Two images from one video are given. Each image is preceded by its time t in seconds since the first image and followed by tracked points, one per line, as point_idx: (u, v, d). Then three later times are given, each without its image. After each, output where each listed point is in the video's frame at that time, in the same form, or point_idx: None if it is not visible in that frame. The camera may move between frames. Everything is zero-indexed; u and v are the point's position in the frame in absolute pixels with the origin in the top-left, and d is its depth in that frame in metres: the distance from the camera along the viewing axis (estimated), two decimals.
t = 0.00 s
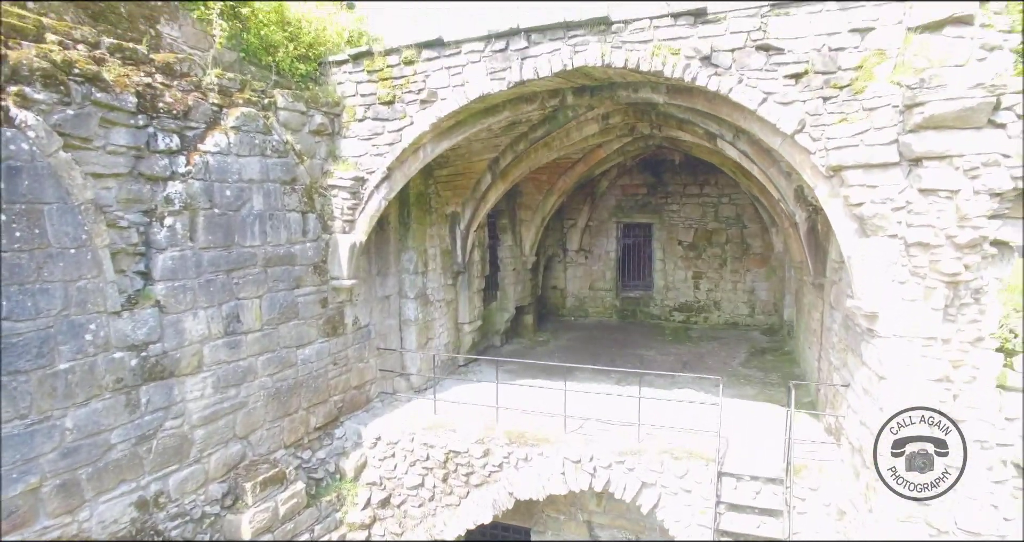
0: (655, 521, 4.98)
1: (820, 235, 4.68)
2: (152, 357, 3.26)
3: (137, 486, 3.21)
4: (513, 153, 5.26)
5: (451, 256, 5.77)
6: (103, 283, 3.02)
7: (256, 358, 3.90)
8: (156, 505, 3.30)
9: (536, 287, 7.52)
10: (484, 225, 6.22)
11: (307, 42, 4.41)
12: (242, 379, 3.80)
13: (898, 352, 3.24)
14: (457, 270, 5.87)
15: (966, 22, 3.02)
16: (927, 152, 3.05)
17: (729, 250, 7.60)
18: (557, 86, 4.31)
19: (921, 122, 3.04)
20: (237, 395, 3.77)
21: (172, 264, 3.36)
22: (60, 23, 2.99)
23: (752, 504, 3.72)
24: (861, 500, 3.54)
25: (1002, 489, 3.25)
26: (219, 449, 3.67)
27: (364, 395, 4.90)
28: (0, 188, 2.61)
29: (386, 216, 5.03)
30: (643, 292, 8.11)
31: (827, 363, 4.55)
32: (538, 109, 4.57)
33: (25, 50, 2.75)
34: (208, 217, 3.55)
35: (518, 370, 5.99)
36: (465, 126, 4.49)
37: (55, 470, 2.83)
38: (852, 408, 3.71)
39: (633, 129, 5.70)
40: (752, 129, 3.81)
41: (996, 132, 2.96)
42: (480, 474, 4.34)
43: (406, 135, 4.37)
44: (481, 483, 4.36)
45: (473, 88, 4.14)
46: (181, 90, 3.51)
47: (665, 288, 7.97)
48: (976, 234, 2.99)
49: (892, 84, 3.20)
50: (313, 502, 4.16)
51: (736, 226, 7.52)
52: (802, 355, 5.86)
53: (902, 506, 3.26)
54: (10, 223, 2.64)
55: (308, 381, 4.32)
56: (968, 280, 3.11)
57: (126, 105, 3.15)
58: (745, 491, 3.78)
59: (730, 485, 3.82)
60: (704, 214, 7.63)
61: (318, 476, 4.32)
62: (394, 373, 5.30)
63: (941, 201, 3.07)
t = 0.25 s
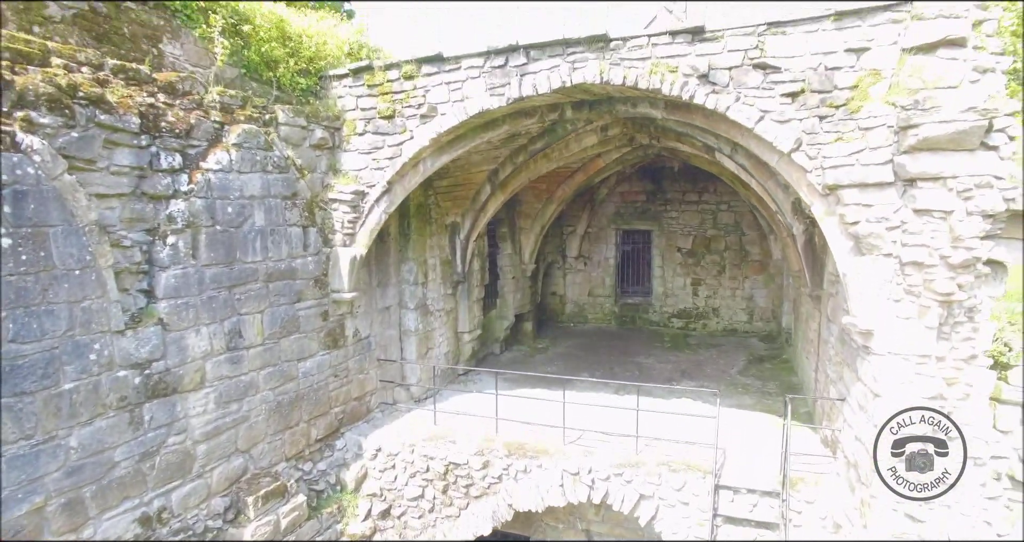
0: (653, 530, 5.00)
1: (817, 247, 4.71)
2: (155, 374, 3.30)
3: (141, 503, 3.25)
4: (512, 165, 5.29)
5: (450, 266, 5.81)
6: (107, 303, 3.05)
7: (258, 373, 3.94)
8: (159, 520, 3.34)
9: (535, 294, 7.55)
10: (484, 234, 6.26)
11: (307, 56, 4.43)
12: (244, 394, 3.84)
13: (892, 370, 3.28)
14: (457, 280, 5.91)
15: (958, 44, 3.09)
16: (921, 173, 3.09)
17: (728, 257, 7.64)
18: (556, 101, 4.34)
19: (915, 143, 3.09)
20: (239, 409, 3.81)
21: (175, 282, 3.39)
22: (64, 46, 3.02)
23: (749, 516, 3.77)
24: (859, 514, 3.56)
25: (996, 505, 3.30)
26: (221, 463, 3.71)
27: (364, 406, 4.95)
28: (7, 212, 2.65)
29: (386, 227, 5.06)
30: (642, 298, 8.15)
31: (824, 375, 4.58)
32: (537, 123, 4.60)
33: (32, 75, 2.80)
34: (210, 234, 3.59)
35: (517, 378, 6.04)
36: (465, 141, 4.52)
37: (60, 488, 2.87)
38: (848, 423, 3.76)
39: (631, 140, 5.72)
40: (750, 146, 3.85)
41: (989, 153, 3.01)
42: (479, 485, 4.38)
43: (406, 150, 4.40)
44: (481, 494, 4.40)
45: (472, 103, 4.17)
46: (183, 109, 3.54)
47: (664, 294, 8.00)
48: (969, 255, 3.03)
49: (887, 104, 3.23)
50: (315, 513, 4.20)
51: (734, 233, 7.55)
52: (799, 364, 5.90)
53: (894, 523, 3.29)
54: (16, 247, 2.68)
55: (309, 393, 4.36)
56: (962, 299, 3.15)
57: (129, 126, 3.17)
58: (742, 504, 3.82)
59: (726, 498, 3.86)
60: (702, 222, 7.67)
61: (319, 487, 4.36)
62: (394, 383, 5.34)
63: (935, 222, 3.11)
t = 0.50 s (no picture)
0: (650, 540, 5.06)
1: (815, 258, 4.73)
2: (158, 392, 3.34)
3: (144, 519, 3.29)
4: (511, 177, 5.32)
5: (450, 276, 5.86)
6: (110, 323, 3.09)
7: (260, 387, 3.98)
8: (162, 536, 3.38)
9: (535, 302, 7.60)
10: (483, 244, 6.30)
11: (307, 71, 4.44)
12: (246, 409, 3.88)
13: (887, 387, 3.31)
14: (456, 289, 5.95)
15: (952, 66, 3.09)
16: (915, 194, 3.14)
17: (726, 264, 7.67)
18: (554, 116, 4.37)
19: (908, 165, 3.13)
20: (241, 424, 3.85)
21: (177, 300, 3.42)
22: (69, 69, 3.07)
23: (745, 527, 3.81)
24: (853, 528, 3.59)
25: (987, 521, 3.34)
26: (223, 477, 3.75)
27: (364, 417, 4.99)
28: (12, 237, 2.69)
29: (386, 239, 5.09)
30: (641, 304, 8.21)
31: (820, 387, 4.62)
32: (536, 137, 4.63)
33: (36, 100, 2.83)
34: (211, 252, 3.62)
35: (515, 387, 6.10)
36: (464, 155, 4.56)
37: (64, 507, 2.91)
38: (844, 438, 3.80)
39: (630, 151, 5.76)
40: (746, 163, 3.88)
41: (982, 176, 3.04)
42: (479, 497, 4.42)
43: (405, 165, 4.44)
44: (480, 506, 4.43)
45: (472, 119, 4.20)
46: (184, 128, 3.58)
47: (662, 301, 8.04)
48: (961, 275, 3.04)
49: (882, 124, 3.27)
50: (315, 526, 4.24)
51: (732, 241, 7.59)
52: (797, 373, 5.94)
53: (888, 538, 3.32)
54: (20, 271, 2.71)
55: (310, 406, 4.40)
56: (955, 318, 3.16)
57: (131, 147, 3.21)
58: (739, 517, 3.86)
59: (723, 510, 3.89)
60: (701, 229, 7.70)
61: (319, 499, 4.40)
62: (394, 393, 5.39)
63: (928, 242, 3.15)
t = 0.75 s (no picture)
0: None
1: (811, 271, 4.75)
2: (160, 410, 3.38)
3: (146, 535, 3.32)
4: (510, 189, 5.36)
5: (450, 286, 5.90)
6: (113, 343, 3.12)
7: (261, 402, 4.02)
8: None
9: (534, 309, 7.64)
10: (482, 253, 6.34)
11: (307, 87, 4.48)
12: (247, 424, 3.92)
13: (880, 404, 3.36)
14: (456, 299, 5.99)
15: (945, 88, 3.13)
16: (909, 215, 3.16)
17: (725, 271, 7.71)
18: (553, 131, 4.40)
19: (901, 188, 3.16)
20: (242, 439, 3.89)
21: (178, 318, 3.46)
22: (72, 92, 3.11)
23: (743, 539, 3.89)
24: None
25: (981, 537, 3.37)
26: (224, 492, 3.79)
27: (364, 428, 5.04)
28: (17, 261, 2.72)
29: (386, 252, 5.13)
30: (639, 311, 8.25)
31: (816, 400, 4.66)
32: (535, 151, 4.66)
33: (41, 125, 2.89)
34: (212, 270, 3.66)
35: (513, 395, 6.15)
36: (463, 170, 4.59)
37: (68, 526, 2.94)
38: (839, 453, 3.84)
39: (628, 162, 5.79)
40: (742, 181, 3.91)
41: (975, 198, 3.07)
42: (477, 509, 4.44)
43: (405, 180, 4.47)
44: (480, 518, 4.46)
45: (471, 135, 4.23)
46: (185, 147, 3.61)
47: (661, 308, 8.08)
48: (954, 297, 3.08)
49: (875, 145, 3.32)
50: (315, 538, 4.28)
51: (731, 248, 7.63)
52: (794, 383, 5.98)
53: None
54: (25, 295, 2.75)
55: (310, 419, 4.44)
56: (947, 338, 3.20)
57: (134, 168, 3.23)
58: (736, 532, 3.88)
59: (720, 524, 3.91)
60: (699, 236, 7.74)
61: (320, 511, 4.44)
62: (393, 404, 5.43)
63: (921, 263, 3.19)
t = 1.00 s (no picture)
0: None
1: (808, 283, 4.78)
2: (162, 427, 3.41)
3: None
4: (509, 201, 5.39)
5: (450, 296, 5.95)
6: (115, 362, 3.15)
7: (262, 417, 4.06)
8: None
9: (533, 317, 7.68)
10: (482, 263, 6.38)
11: (307, 102, 4.50)
12: (247, 438, 3.96)
13: (875, 422, 3.39)
14: (455, 309, 6.04)
15: (940, 109, 3.17)
16: (904, 236, 3.20)
17: (723, 278, 7.74)
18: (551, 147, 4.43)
19: (896, 209, 3.19)
20: (243, 453, 3.93)
21: (180, 336, 3.48)
22: (75, 114, 3.15)
23: None
24: None
25: None
26: (225, 507, 3.82)
27: (364, 439, 5.08)
28: (21, 284, 2.75)
29: (386, 264, 5.16)
30: (637, 318, 8.30)
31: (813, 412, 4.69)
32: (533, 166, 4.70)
33: (44, 149, 2.92)
34: (213, 287, 3.68)
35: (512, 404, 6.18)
36: (462, 184, 4.62)
37: None
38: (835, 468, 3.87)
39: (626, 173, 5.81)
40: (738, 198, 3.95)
41: (968, 220, 3.11)
42: (476, 521, 4.45)
43: (404, 194, 4.50)
44: (479, 530, 4.45)
45: (470, 150, 4.26)
46: (186, 165, 3.63)
47: (660, 315, 8.12)
48: (948, 317, 3.11)
49: (870, 164, 3.36)
50: None
51: (729, 255, 7.65)
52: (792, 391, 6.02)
53: None
54: (29, 318, 2.78)
55: (311, 432, 4.48)
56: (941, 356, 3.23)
57: (136, 188, 3.26)
58: None
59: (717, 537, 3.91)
60: (698, 244, 7.76)
61: (320, 523, 4.48)
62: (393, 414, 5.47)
63: (915, 282, 3.22)
